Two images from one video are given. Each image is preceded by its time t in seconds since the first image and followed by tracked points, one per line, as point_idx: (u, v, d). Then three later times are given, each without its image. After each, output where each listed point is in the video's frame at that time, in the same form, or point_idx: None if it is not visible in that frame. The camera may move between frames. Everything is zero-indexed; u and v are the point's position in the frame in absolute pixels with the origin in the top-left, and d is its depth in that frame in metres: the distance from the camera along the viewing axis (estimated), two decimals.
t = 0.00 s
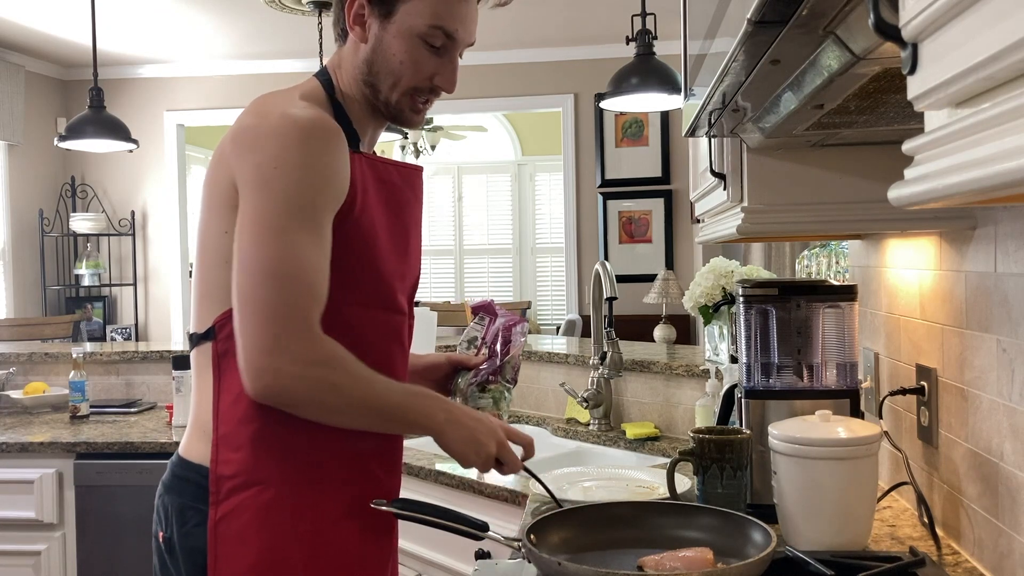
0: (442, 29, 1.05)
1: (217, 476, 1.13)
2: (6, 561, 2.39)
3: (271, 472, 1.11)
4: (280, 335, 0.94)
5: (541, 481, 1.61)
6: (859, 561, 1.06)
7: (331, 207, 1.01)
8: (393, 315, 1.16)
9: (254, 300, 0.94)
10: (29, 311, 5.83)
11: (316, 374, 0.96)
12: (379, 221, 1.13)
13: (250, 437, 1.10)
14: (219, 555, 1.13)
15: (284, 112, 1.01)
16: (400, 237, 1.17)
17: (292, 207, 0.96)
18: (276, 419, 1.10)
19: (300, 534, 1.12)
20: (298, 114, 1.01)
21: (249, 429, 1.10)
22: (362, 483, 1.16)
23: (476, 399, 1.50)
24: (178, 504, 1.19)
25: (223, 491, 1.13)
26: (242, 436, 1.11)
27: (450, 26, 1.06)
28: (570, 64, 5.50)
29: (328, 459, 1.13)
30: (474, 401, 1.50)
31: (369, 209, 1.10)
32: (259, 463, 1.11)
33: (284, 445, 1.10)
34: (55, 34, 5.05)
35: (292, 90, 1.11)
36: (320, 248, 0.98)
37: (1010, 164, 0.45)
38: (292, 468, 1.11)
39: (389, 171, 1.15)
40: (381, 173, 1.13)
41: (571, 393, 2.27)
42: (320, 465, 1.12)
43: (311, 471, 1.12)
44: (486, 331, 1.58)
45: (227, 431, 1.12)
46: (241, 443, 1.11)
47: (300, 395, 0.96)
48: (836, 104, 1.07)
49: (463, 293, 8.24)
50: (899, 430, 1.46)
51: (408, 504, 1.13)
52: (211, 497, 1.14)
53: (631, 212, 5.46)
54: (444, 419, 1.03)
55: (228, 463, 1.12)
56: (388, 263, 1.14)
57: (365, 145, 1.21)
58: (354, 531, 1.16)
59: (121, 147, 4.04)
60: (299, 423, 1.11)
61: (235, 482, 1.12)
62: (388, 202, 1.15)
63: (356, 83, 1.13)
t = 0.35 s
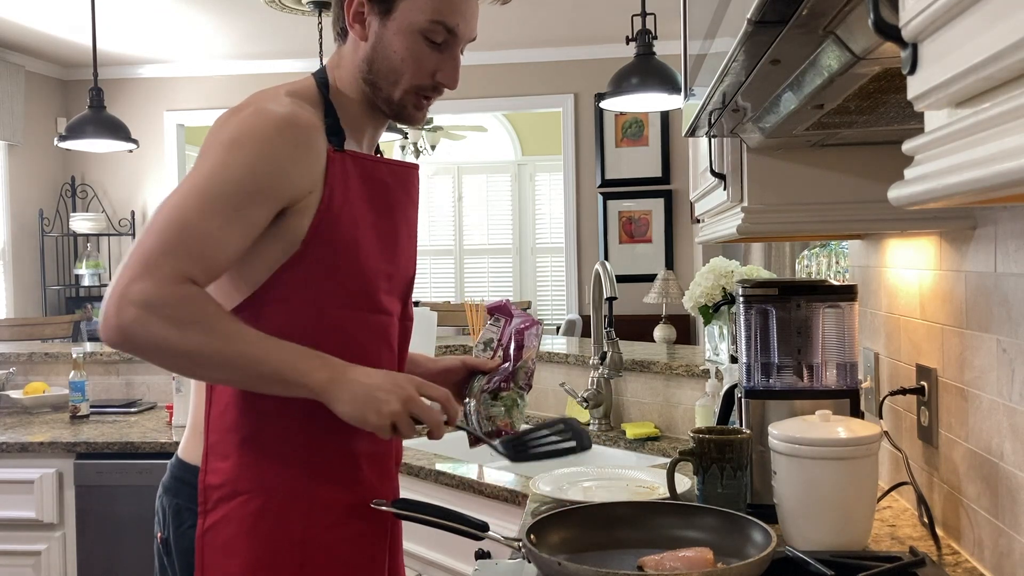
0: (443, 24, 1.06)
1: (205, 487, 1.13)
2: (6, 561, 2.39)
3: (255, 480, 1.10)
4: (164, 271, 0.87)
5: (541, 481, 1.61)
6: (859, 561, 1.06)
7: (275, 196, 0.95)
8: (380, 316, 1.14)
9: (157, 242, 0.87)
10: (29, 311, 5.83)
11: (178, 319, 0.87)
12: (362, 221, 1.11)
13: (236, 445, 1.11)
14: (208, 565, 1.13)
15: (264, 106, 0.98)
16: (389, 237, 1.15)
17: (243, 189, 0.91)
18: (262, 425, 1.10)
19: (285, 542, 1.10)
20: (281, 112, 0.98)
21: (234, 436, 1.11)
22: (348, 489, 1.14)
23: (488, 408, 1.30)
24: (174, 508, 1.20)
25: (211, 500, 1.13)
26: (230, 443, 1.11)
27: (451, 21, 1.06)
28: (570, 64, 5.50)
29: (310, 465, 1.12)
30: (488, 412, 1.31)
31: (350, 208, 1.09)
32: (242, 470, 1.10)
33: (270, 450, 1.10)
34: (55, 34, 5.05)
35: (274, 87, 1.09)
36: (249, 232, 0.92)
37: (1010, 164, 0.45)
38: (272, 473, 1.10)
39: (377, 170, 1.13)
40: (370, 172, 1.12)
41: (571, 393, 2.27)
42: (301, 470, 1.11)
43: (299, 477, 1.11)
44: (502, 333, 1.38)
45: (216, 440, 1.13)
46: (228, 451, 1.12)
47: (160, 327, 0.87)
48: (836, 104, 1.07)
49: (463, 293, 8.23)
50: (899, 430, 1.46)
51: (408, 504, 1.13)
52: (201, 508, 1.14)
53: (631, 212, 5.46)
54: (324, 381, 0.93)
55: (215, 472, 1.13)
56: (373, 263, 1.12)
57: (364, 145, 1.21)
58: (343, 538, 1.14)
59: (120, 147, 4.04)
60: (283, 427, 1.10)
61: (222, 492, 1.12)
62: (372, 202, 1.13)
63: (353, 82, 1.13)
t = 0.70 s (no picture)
0: (430, 17, 1.04)
1: (191, 490, 1.14)
2: (6, 561, 2.39)
3: (241, 483, 1.10)
4: (142, 255, 0.85)
5: (541, 481, 1.61)
6: (859, 561, 1.06)
7: (250, 186, 0.95)
8: (370, 315, 1.14)
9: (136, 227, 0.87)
10: (29, 311, 5.83)
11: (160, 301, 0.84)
12: (350, 221, 1.10)
13: (222, 448, 1.11)
14: (197, 566, 1.14)
15: (248, 105, 1.01)
16: (380, 238, 1.14)
17: (223, 180, 0.92)
18: (250, 428, 1.10)
19: (274, 544, 1.10)
20: (263, 109, 1.01)
21: (221, 439, 1.11)
22: (338, 490, 1.14)
23: (501, 412, 1.24)
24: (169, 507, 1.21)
25: (198, 503, 1.14)
26: (216, 446, 1.11)
27: (439, 13, 1.04)
28: (571, 64, 5.50)
29: (298, 466, 1.11)
30: (500, 416, 1.25)
31: (337, 205, 1.08)
32: (228, 471, 1.11)
33: (258, 454, 1.10)
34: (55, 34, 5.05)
35: (258, 86, 1.09)
36: (230, 222, 0.93)
37: (1010, 164, 0.45)
38: (259, 475, 1.10)
39: (366, 167, 1.12)
40: (358, 170, 1.11)
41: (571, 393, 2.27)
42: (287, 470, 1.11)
43: (287, 480, 1.11)
44: (519, 338, 1.30)
45: (204, 444, 1.13)
46: (214, 454, 1.12)
47: (136, 310, 0.84)
48: (836, 104, 1.07)
49: (463, 294, 8.23)
50: (898, 430, 1.46)
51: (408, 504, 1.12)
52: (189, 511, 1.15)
53: (631, 212, 5.46)
54: (309, 336, 0.86)
55: (203, 475, 1.13)
56: (362, 260, 1.12)
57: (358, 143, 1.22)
58: (335, 539, 1.13)
59: (120, 147, 4.04)
60: (271, 429, 1.10)
61: (209, 495, 1.13)
62: (362, 199, 1.12)
63: (343, 81, 1.13)
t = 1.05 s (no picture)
0: (427, 17, 1.03)
1: (186, 494, 1.14)
2: (6, 561, 2.39)
3: (236, 487, 1.10)
4: (136, 259, 0.84)
5: (541, 481, 1.61)
6: (859, 561, 1.06)
7: (244, 187, 0.95)
8: (367, 316, 1.14)
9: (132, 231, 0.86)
10: (29, 311, 5.83)
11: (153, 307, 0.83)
12: (347, 222, 1.10)
13: (216, 452, 1.11)
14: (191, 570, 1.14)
15: (244, 105, 1.00)
16: (376, 239, 1.14)
17: (218, 181, 0.92)
18: (245, 432, 1.10)
19: (270, 547, 1.11)
20: (261, 110, 1.00)
21: (215, 443, 1.10)
22: (335, 493, 1.14)
23: (504, 421, 1.24)
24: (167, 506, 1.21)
25: (193, 507, 1.13)
26: (211, 450, 1.11)
27: (436, 14, 1.04)
28: (571, 64, 5.50)
29: (293, 469, 1.12)
30: (505, 424, 1.25)
31: (333, 207, 1.09)
32: (223, 476, 1.10)
33: (253, 458, 1.10)
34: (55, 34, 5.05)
35: (254, 85, 1.09)
36: (222, 225, 0.92)
37: (1010, 164, 0.45)
38: (254, 479, 1.10)
39: (365, 168, 1.12)
40: (356, 171, 1.11)
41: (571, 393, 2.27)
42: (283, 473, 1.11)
43: (283, 485, 1.11)
44: (524, 340, 1.30)
45: (199, 447, 1.13)
46: (208, 459, 1.11)
47: (127, 315, 0.82)
48: (836, 104, 1.07)
49: (463, 294, 8.23)
50: (898, 430, 1.46)
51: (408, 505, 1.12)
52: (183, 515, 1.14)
53: (631, 212, 5.46)
54: (290, 336, 0.83)
55: (197, 479, 1.13)
56: (359, 262, 1.12)
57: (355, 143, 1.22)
58: (330, 541, 1.14)
59: (120, 147, 4.03)
60: (267, 433, 1.10)
61: (203, 499, 1.12)
62: (359, 201, 1.12)
63: (340, 80, 1.13)
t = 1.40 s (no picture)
0: (411, 14, 1.03)
1: (180, 498, 1.14)
2: (6, 561, 2.39)
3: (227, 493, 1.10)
4: (136, 308, 0.88)
5: (541, 481, 1.61)
6: (860, 561, 1.06)
7: (229, 203, 0.97)
8: (361, 317, 1.13)
9: (127, 276, 0.89)
10: (29, 311, 5.83)
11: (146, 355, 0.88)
12: (337, 223, 1.10)
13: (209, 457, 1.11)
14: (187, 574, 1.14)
15: (229, 112, 1.01)
16: (370, 241, 1.14)
17: (204, 198, 0.93)
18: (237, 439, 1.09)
19: (263, 554, 1.10)
20: (238, 116, 1.01)
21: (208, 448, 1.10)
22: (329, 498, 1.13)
23: (501, 434, 1.29)
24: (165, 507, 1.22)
25: (187, 512, 1.14)
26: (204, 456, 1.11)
27: (420, 11, 1.04)
28: (571, 64, 5.50)
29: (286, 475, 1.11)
30: (504, 436, 1.30)
31: (322, 207, 1.09)
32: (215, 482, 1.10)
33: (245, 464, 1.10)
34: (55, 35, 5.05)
35: (242, 87, 1.09)
36: (212, 242, 0.94)
37: (1010, 164, 0.45)
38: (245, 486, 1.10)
39: (357, 168, 1.12)
40: (347, 170, 1.11)
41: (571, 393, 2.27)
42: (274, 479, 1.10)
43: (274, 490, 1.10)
44: (529, 346, 1.32)
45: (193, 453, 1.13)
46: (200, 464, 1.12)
47: (130, 372, 0.87)
48: (836, 104, 1.07)
49: (463, 293, 8.23)
50: (899, 430, 1.46)
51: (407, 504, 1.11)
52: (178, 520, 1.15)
53: (631, 212, 5.46)
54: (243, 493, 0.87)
55: (191, 484, 1.13)
56: (351, 262, 1.12)
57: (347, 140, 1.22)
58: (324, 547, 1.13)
59: (120, 147, 4.04)
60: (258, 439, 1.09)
61: (196, 504, 1.12)
62: (351, 200, 1.12)
63: (329, 81, 1.13)
